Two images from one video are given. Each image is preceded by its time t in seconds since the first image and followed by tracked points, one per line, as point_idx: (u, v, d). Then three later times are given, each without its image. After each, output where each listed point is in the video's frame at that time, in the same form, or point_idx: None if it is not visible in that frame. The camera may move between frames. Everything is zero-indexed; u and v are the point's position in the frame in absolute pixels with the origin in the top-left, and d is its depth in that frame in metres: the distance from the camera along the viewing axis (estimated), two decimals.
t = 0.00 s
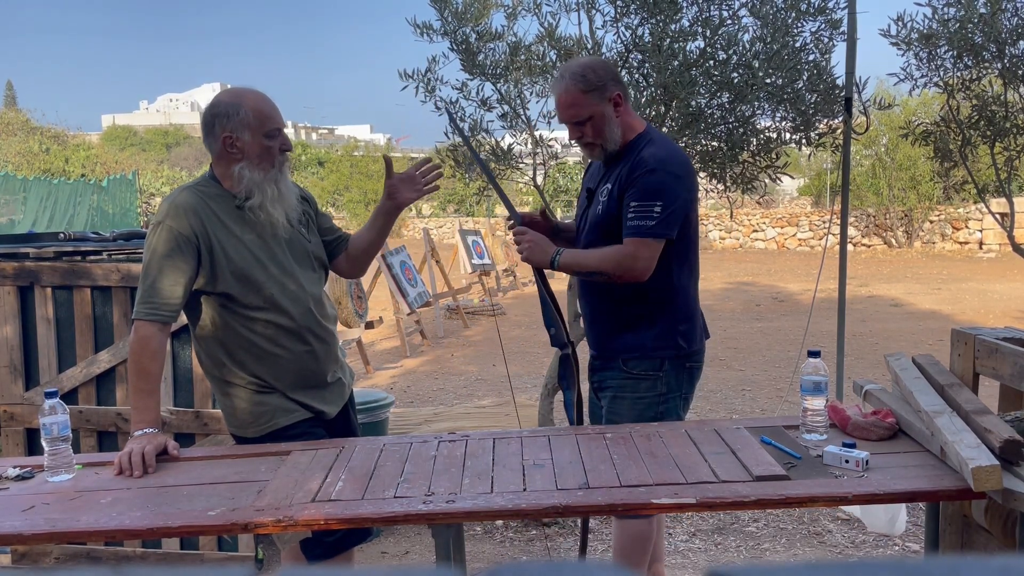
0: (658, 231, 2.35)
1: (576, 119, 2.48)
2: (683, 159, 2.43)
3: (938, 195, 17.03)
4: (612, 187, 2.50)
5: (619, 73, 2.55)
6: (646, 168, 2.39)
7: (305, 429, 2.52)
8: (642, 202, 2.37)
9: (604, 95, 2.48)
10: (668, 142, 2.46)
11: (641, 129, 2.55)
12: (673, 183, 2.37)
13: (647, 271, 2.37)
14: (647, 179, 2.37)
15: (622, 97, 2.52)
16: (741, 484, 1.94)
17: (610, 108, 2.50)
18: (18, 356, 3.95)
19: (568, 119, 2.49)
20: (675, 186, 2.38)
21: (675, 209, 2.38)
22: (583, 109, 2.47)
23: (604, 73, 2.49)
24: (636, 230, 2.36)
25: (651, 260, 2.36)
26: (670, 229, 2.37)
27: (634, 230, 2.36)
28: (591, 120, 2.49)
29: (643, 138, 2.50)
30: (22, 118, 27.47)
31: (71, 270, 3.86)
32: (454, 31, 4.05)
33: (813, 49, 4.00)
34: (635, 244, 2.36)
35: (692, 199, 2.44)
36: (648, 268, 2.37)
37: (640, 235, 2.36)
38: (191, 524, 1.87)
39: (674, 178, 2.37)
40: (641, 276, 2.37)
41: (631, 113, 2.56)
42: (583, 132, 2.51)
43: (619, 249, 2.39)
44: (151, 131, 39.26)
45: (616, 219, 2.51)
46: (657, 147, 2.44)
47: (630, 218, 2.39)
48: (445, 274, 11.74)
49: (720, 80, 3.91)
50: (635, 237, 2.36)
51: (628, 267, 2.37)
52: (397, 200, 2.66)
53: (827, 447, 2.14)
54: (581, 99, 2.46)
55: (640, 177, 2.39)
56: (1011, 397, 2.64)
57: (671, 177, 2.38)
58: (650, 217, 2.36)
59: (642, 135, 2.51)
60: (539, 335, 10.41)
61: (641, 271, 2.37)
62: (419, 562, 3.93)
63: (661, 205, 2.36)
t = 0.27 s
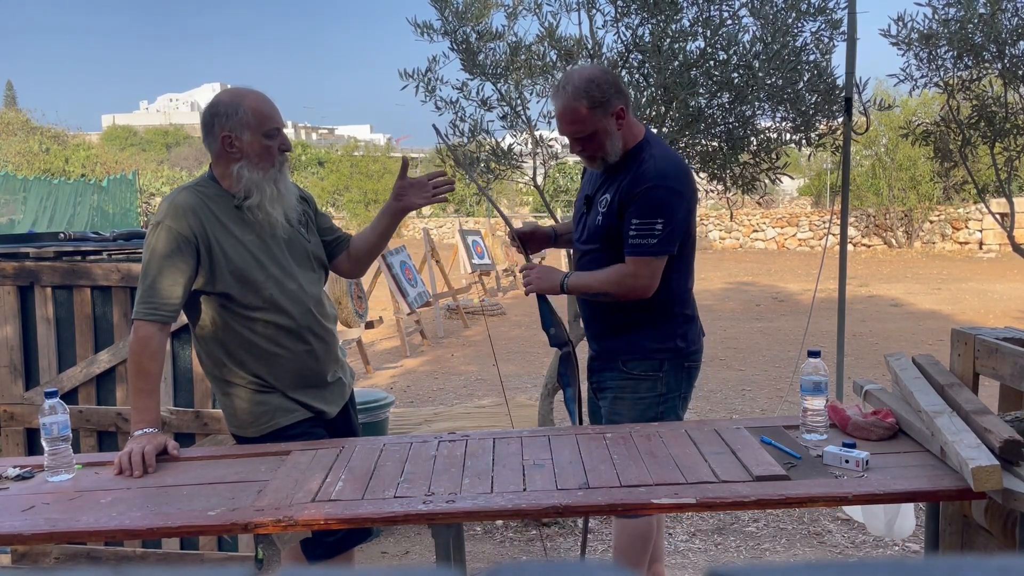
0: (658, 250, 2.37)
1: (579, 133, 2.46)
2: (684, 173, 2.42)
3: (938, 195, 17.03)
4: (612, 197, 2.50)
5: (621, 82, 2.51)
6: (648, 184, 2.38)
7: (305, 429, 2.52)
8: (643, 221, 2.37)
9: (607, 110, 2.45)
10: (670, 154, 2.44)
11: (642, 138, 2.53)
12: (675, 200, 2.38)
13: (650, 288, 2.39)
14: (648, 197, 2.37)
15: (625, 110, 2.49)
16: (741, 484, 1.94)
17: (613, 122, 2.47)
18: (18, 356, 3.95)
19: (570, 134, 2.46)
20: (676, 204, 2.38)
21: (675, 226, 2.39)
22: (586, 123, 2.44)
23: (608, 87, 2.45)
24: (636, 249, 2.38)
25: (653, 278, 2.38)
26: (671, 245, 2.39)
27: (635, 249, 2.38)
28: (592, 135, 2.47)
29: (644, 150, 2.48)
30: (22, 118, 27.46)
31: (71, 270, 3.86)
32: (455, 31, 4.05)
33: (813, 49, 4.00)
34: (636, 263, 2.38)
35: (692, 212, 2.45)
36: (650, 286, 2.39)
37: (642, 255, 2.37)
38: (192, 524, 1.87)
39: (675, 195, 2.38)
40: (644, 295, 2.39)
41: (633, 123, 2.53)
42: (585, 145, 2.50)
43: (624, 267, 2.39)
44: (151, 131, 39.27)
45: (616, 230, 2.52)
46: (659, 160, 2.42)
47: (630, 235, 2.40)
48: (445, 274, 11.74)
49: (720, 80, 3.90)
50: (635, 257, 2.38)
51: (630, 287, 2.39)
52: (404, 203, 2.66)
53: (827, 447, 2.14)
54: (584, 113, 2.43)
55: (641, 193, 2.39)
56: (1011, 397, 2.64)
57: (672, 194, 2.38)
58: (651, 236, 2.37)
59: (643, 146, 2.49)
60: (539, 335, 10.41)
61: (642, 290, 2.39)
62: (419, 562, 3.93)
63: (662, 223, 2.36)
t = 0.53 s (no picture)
0: (651, 260, 2.37)
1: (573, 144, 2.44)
2: (678, 182, 2.41)
3: (938, 195, 17.03)
4: (606, 204, 2.49)
5: (615, 90, 2.48)
6: (639, 194, 2.38)
7: (306, 429, 2.52)
8: (636, 231, 2.37)
9: (600, 121, 2.42)
10: (665, 163, 2.42)
11: (636, 144, 2.50)
12: (668, 210, 2.37)
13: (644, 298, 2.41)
14: (641, 207, 2.37)
15: (618, 119, 2.47)
16: (741, 484, 1.95)
17: (607, 133, 2.45)
18: (18, 356, 3.95)
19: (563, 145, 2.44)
20: (670, 213, 2.38)
21: (668, 235, 2.38)
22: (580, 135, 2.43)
23: (600, 97, 2.42)
24: (630, 259, 2.38)
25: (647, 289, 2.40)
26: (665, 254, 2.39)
27: (628, 259, 2.38)
28: (586, 145, 2.45)
29: (637, 157, 2.46)
30: (22, 118, 27.44)
31: (71, 270, 3.86)
32: (455, 31, 4.05)
33: (813, 49, 4.00)
34: (631, 274, 2.38)
35: (687, 220, 2.44)
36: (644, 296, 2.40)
37: (636, 265, 2.37)
38: (192, 524, 1.87)
39: (667, 205, 2.37)
40: (637, 304, 2.41)
41: (628, 130, 2.51)
42: (579, 156, 2.48)
43: (620, 279, 2.40)
44: (151, 131, 39.28)
45: (611, 236, 2.52)
46: (651, 169, 2.41)
47: (624, 245, 2.40)
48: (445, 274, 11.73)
49: (720, 80, 3.90)
50: (629, 266, 2.38)
51: (625, 296, 2.40)
52: (404, 208, 2.67)
53: (827, 447, 2.14)
54: (576, 124, 2.41)
55: (633, 203, 2.38)
56: (1011, 396, 2.64)
57: (665, 204, 2.37)
58: (644, 247, 2.37)
59: (637, 153, 2.47)
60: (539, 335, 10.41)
61: (637, 298, 2.40)
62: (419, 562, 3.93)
63: (654, 233, 2.36)
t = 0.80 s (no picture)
0: (670, 263, 2.34)
1: (561, 148, 2.45)
2: (672, 185, 2.40)
3: (938, 195, 17.03)
4: (605, 208, 2.48)
5: (604, 93, 2.47)
6: (640, 198, 2.37)
7: (307, 429, 2.52)
8: (649, 237, 2.34)
9: (588, 125, 2.42)
10: (658, 166, 2.42)
11: (628, 146, 2.50)
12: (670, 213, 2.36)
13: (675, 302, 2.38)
14: (646, 211, 2.35)
15: (608, 122, 2.46)
16: (741, 485, 1.95)
17: (595, 137, 2.45)
18: (18, 356, 3.95)
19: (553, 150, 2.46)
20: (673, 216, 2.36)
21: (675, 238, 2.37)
22: (568, 139, 2.43)
23: (587, 103, 2.41)
24: (648, 266, 2.34)
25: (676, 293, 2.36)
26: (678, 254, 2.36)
27: (648, 267, 2.34)
28: (572, 151, 2.45)
29: (632, 161, 2.45)
30: (21, 118, 27.44)
31: (71, 270, 3.86)
32: (455, 31, 4.05)
33: (814, 50, 4.00)
34: (658, 281, 2.34)
35: (685, 221, 2.43)
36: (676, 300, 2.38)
37: (658, 270, 2.33)
38: (192, 524, 1.87)
39: (670, 207, 2.35)
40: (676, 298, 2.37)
41: (619, 131, 2.50)
42: (567, 160, 2.49)
43: (648, 292, 2.36)
44: (151, 131, 39.29)
45: (612, 240, 2.51)
46: (648, 173, 2.41)
47: (639, 253, 2.36)
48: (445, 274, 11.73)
49: (720, 80, 3.90)
50: (652, 273, 2.34)
51: (662, 302, 2.36)
52: (407, 215, 2.70)
53: (827, 447, 2.14)
54: (565, 130, 2.42)
55: (637, 208, 2.36)
56: (1010, 396, 2.64)
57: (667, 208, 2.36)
58: (661, 250, 2.33)
59: (631, 156, 2.46)
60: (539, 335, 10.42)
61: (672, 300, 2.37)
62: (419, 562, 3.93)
63: (667, 236, 2.34)
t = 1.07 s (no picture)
0: (659, 268, 2.34)
1: (564, 151, 2.45)
2: (673, 187, 2.40)
3: (938, 195, 17.03)
4: (604, 211, 2.48)
5: (607, 95, 2.46)
6: (638, 201, 2.37)
7: (303, 429, 2.52)
8: (640, 242, 2.36)
9: (590, 128, 2.42)
10: (658, 169, 2.42)
11: (629, 149, 2.50)
12: (668, 216, 2.36)
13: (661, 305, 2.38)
14: (641, 215, 2.36)
15: (610, 126, 2.45)
16: (741, 484, 1.95)
17: (598, 140, 2.44)
18: (18, 356, 3.95)
19: (556, 153, 2.46)
20: (670, 220, 2.37)
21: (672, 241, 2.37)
22: (570, 143, 2.43)
23: (590, 106, 2.40)
24: (638, 271, 2.35)
25: (662, 296, 2.36)
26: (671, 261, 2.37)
27: (638, 271, 2.35)
28: (576, 153, 2.45)
29: (633, 164, 2.45)
30: (22, 118, 27.43)
31: (71, 270, 3.86)
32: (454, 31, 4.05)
33: (814, 49, 4.00)
34: (644, 287, 2.35)
35: (685, 225, 2.43)
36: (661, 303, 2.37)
37: (648, 276, 2.34)
38: (192, 524, 1.87)
39: (669, 212, 2.36)
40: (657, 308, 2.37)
41: (621, 133, 2.50)
42: (570, 162, 2.48)
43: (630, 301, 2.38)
44: (151, 131, 39.31)
45: (610, 242, 2.51)
46: (647, 175, 2.41)
47: (630, 257, 2.38)
48: (445, 274, 11.73)
49: (720, 80, 3.90)
50: (639, 279, 2.35)
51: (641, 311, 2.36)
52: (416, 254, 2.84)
53: (827, 447, 2.15)
54: (567, 133, 2.42)
55: (632, 211, 2.37)
56: (1010, 397, 2.65)
57: (664, 210, 2.36)
58: (652, 255, 2.35)
59: (632, 159, 2.46)
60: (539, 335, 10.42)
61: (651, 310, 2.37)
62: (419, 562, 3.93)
63: (660, 241, 2.35)
